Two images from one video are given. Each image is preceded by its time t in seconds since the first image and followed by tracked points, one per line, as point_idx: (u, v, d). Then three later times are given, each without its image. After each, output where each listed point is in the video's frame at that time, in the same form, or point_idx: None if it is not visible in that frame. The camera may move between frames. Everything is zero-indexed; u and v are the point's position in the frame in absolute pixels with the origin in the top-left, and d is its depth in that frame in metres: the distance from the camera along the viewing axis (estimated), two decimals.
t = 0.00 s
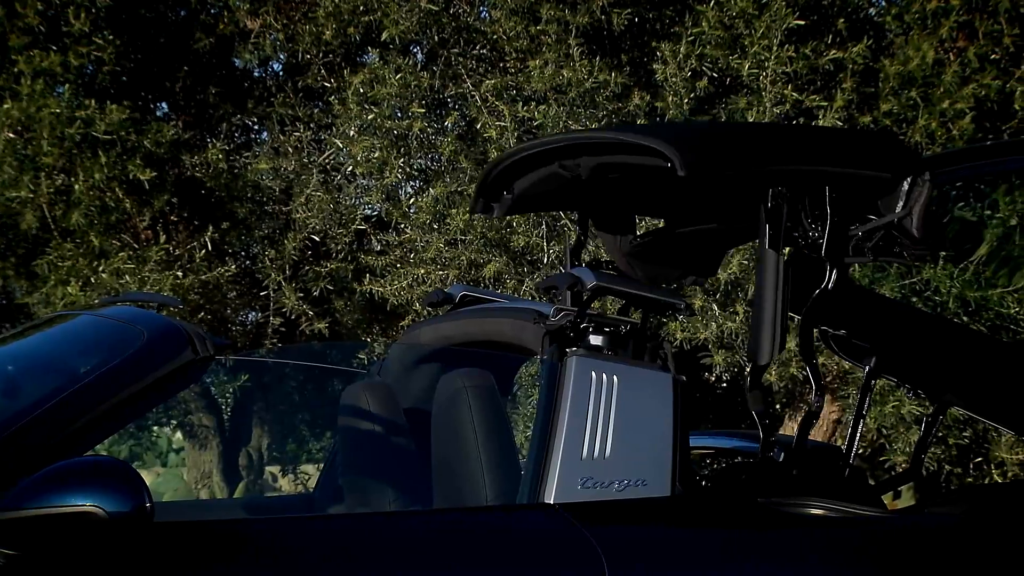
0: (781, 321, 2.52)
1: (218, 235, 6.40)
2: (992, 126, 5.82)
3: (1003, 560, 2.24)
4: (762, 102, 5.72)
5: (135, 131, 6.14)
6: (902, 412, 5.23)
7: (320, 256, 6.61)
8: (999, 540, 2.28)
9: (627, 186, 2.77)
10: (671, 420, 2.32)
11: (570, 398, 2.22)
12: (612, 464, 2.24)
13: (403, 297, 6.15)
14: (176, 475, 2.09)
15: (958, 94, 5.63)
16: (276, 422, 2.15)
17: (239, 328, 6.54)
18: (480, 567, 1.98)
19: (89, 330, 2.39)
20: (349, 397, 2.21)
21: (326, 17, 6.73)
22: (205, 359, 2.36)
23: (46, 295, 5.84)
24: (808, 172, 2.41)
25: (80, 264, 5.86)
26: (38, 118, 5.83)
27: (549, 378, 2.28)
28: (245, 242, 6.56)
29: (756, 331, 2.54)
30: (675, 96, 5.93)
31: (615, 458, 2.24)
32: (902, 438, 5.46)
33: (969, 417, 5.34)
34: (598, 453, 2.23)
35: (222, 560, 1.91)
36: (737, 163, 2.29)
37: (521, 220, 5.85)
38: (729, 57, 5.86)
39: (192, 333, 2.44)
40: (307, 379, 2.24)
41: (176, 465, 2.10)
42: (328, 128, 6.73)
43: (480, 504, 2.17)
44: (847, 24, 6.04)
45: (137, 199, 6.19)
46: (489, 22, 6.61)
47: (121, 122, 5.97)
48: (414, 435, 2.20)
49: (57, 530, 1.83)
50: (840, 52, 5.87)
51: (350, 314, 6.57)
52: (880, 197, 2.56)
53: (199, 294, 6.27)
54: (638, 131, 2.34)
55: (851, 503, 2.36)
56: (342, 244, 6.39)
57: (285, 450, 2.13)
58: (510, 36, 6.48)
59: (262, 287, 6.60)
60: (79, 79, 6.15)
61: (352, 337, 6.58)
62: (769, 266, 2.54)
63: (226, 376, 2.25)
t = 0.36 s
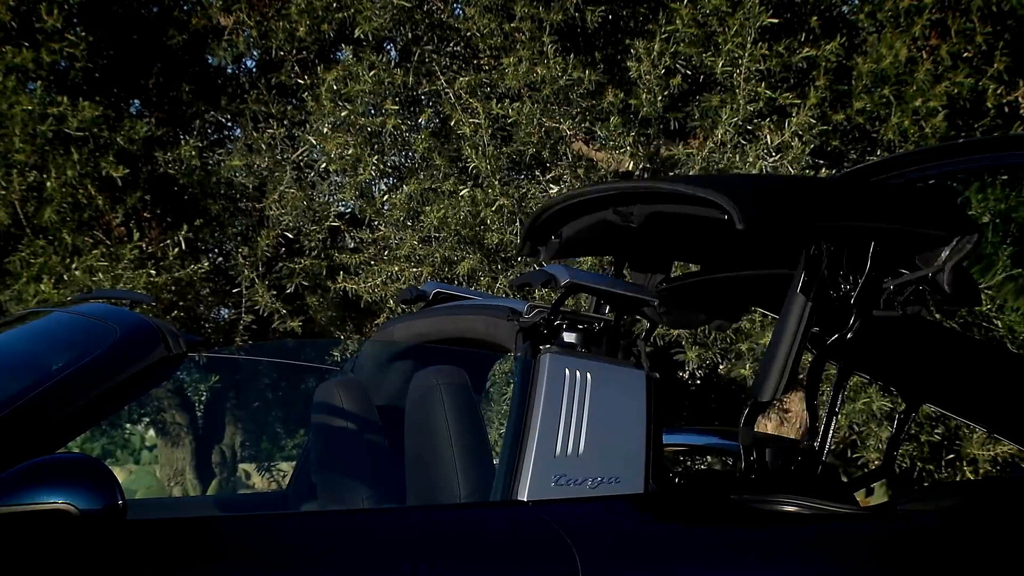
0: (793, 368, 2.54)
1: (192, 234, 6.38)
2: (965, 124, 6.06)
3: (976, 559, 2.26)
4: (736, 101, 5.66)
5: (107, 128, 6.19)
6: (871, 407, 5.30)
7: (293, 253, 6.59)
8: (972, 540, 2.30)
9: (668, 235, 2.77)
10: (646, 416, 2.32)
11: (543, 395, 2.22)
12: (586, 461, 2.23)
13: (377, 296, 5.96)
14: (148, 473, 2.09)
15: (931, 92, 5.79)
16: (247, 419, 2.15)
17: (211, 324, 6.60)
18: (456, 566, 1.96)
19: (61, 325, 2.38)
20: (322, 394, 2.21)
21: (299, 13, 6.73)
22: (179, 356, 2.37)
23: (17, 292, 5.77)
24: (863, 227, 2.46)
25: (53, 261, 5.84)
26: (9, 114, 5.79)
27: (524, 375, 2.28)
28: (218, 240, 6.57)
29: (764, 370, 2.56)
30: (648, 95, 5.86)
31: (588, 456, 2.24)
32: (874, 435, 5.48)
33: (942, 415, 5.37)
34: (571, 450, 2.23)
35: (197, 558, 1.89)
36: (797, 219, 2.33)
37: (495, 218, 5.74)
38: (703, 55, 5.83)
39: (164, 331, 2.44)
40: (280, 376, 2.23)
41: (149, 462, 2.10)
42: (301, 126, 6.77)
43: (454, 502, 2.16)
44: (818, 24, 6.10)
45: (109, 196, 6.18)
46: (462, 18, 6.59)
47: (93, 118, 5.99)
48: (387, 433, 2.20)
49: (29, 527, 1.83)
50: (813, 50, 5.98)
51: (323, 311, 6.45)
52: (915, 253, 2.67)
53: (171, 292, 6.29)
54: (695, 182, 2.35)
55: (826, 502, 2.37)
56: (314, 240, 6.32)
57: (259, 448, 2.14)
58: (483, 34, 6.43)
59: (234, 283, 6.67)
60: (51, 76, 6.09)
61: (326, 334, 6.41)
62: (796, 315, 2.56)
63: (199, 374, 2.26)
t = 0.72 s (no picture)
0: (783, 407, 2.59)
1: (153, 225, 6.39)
2: (927, 116, 6.11)
3: (932, 549, 2.28)
4: (699, 93, 5.81)
5: (68, 119, 6.15)
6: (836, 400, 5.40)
7: (255, 245, 6.68)
8: (927, 530, 2.32)
9: (686, 301, 2.76)
10: (608, 409, 2.32)
11: (504, 388, 2.22)
12: (549, 453, 2.23)
13: (339, 287, 6.14)
14: (109, 465, 2.09)
15: (893, 84, 5.82)
16: (209, 411, 2.14)
17: (173, 317, 6.61)
18: (416, 562, 1.96)
19: (19, 315, 2.37)
20: (283, 386, 2.21)
21: (260, 4, 6.64)
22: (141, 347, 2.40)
23: None
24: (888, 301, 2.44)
25: (13, 252, 5.85)
26: None
27: (486, 367, 2.27)
28: (181, 231, 6.61)
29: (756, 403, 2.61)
30: (611, 86, 5.96)
31: (551, 448, 2.23)
32: (836, 426, 5.58)
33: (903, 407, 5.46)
34: (533, 442, 2.22)
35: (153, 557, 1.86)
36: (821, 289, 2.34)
37: (457, 211, 5.84)
38: (665, 48, 5.92)
39: (125, 322, 2.44)
40: (235, 368, 2.24)
41: (110, 455, 2.09)
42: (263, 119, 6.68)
43: (416, 494, 2.16)
44: (781, 16, 6.12)
45: (70, 188, 6.21)
46: (425, 10, 6.54)
47: (55, 110, 5.95)
48: (348, 425, 2.20)
49: None
50: (775, 43, 5.97)
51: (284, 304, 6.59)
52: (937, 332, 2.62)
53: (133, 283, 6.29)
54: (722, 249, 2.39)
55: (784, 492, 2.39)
56: (277, 233, 6.42)
57: (222, 440, 2.12)
58: (446, 26, 6.42)
59: (195, 275, 6.67)
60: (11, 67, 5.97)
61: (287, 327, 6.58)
62: (797, 361, 2.60)
63: (161, 366, 2.25)
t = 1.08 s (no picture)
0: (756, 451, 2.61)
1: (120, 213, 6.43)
2: (897, 106, 6.34)
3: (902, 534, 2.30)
4: (669, 83, 5.94)
5: (36, 107, 6.15)
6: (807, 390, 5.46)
7: (225, 234, 6.71)
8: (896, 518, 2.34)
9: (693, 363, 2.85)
10: (578, 399, 2.32)
11: (474, 377, 2.22)
12: (520, 443, 2.23)
13: (309, 277, 6.12)
14: (78, 455, 2.05)
15: (861, 75, 5.99)
16: (180, 399, 2.15)
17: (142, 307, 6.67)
18: (387, 552, 1.96)
19: None
20: (254, 375, 2.21)
21: None
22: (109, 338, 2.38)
23: None
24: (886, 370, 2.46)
25: None
26: None
27: (456, 357, 2.28)
28: (149, 221, 6.61)
29: (732, 439, 2.67)
30: (582, 76, 6.04)
31: (521, 438, 2.23)
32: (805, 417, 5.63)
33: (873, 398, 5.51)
34: (503, 431, 2.22)
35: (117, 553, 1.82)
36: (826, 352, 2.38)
37: (427, 200, 5.92)
38: (635, 37, 6.02)
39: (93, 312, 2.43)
40: (209, 354, 2.25)
41: (79, 444, 2.06)
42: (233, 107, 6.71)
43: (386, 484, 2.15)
44: (749, 7, 6.15)
45: (38, 176, 6.21)
46: None
47: (22, 99, 5.96)
48: (319, 415, 2.20)
49: None
50: (745, 33, 6.06)
51: (255, 292, 6.66)
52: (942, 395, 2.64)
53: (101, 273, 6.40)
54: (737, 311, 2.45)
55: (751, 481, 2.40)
56: (245, 222, 6.45)
57: (191, 431, 2.12)
58: (416, 15, 6.39)
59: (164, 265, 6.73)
60: None
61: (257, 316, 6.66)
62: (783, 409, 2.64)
63: (129, 355, 2.25)
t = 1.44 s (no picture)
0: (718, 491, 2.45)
1: (91, 206, 6.40)
2: (865, 99, 6.40)
3: (875, 526, 2.32)
4: (639, 75, 6.02)
5: (4, 99, 6.13)
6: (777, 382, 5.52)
7: (193, 228, 6.63)
8: (865, 508, 2.36)
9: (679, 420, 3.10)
10: (548, 392, 2.32)
11: (445, 371, 2.21)
12: (489, 436, 2.22)
13: (279, 269, 6.18)
14: (47, 448, 2.04)
15: (830, 68, 6.15)
16: (149, 391, 2.13)
17: (112, 299, 6.51)
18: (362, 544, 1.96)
19: None
20: (222, 368, 2.22)
21: None
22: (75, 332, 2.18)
23: None
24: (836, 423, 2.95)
25: None
26: None
27: (426, 350, 2.26)
28: (118, 214, 6.55)
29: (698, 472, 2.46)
30: (551, 69, 6.11)
31: (490, 431, 2.23)
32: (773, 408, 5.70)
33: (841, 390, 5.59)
34: (473, 424, 2.21)
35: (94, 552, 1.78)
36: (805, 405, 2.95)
37: (398, 192, 5.93)
38: (605, 30, 6.11)
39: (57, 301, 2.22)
40: (177, 345, 2.24)
41: (47, 437, 2.05)
42: (201, 99, 6.74)
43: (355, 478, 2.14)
44: None
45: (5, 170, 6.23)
46: None
47: None
48: (289, 409, 2.20)
49: None
50: (715, 26, 6.12)
51: (224, 285, 6.59)
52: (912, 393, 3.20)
53: (70, 265, 6.28)
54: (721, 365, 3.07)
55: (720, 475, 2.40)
56: (215, 215, 6.44)
57: (157, 423, 2.12)
58: (385, 7, 6.41)
59: (135, 257, 6.58)
60: None
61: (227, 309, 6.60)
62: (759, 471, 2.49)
63: (98, 348, 2.19)
